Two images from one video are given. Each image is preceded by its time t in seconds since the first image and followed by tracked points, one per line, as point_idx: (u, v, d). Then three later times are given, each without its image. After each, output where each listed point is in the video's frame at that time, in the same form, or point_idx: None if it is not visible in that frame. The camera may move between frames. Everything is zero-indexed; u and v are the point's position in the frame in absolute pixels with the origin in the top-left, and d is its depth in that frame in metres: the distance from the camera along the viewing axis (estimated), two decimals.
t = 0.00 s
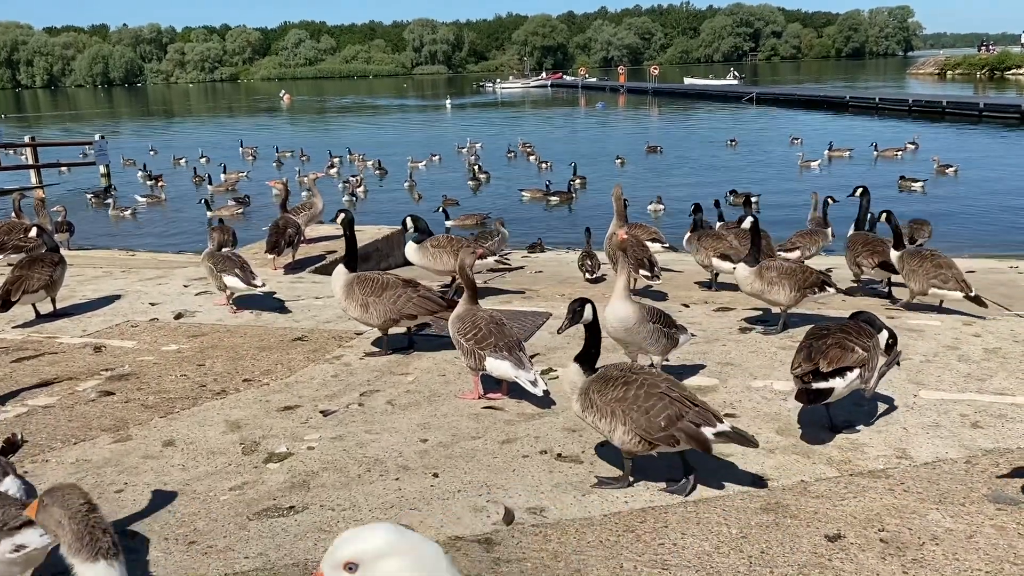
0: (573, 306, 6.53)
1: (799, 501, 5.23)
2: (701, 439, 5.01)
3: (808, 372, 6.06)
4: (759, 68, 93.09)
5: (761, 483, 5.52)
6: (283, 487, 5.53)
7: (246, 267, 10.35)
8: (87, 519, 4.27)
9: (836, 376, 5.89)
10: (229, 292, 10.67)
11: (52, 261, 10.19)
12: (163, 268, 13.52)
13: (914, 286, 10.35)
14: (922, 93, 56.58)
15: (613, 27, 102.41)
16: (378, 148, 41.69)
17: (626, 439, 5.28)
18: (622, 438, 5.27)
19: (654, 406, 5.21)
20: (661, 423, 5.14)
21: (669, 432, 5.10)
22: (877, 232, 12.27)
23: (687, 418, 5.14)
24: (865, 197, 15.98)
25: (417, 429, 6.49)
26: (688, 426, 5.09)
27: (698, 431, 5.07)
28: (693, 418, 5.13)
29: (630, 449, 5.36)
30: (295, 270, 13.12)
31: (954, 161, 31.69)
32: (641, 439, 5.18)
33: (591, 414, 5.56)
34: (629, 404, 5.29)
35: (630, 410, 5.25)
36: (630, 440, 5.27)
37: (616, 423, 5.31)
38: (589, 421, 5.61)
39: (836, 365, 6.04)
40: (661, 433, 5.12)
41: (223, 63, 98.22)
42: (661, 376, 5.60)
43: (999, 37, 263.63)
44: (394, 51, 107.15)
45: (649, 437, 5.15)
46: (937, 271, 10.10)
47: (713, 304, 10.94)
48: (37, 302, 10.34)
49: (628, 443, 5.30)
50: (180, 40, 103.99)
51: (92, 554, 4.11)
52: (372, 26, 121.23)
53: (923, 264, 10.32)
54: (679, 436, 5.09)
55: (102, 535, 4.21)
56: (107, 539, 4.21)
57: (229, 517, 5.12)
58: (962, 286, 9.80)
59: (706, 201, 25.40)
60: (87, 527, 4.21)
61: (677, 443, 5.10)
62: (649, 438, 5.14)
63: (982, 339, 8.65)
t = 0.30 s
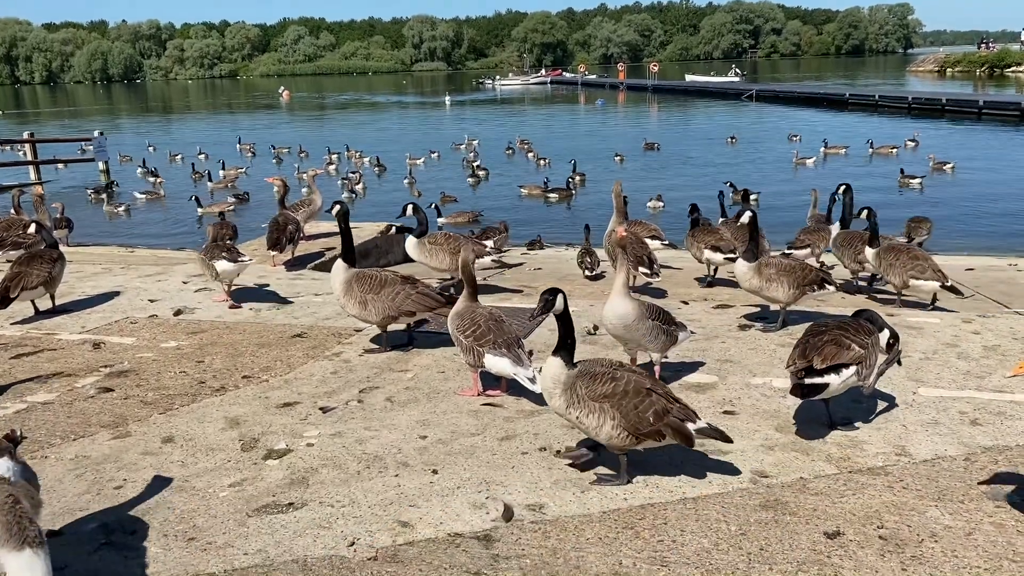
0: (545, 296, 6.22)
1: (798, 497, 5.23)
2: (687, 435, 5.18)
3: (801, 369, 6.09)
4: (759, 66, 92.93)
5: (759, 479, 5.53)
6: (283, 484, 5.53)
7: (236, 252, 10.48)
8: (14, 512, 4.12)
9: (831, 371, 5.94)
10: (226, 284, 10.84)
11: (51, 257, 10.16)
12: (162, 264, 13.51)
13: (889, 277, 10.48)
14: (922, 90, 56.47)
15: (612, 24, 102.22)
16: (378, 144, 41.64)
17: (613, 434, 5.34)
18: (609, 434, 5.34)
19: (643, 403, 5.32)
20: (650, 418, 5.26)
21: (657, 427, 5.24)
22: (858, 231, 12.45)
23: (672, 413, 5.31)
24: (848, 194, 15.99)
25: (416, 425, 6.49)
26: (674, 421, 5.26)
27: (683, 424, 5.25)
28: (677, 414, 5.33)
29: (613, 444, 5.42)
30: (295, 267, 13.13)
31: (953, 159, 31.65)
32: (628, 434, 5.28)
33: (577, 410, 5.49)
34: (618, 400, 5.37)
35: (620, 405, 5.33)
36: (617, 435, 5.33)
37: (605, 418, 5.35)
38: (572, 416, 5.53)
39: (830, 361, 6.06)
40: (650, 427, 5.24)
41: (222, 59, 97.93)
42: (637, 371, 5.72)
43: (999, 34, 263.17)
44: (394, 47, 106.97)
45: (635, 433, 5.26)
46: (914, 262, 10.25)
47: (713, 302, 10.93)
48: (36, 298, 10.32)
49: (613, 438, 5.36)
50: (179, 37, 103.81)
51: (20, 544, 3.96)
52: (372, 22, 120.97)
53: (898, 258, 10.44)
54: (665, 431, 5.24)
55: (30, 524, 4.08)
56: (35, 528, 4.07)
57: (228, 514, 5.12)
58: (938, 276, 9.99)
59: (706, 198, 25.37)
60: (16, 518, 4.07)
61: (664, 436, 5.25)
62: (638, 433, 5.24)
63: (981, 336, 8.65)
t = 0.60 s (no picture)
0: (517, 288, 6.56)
1: (798, 495, 5.24)
2: (659, 417, 5.34)
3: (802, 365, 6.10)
4: (759, 63, 92.80)
5: (758, 476, 5.53)
6: (282, 480, 5.53)
7: (231, 247, 10.57)
8: None
9: (830, 368, 5.92)
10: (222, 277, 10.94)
11: (50, 253, 10.15)
12: (161, 260, 13.50)
13: (883, 274, 10.58)
14: (922, 87, 56.33)
15: (612, 21, 102.05)
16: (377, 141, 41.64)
17: (589, 423, 5.40)
18: (584, 423, 5.40)
19: (615, 391, 5.41)
20: (623, 404, 5.36)
21: (631, 412, 5.34)
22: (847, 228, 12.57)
23: (642, 398, 5.44)
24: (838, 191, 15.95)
25: (416, 422, 6.49)
26: (645, 405, 5.39)
27: (653, 408, 5.40)
28: (647, 398, 5.46)
29: (588, 433, 5.48)
30: (295, 264, 13.13)
31: (952, 156, 31.64)
32: (602, 421, 5.37)
33: (551, 401, 5.48)
34: (591, 388, 5.44)
35: (594, 393, 5.40)
36: (593, 423, 5.40)
37: (579, 407, 5.39)
38: (546, 408, 5.52)
39: (829, 357, 6.04)
40: (623, 413, 5.34)
41: (222, 56, 97.85)
42: (603, 359, 5.81)
43: (999, 32, 262.62)
44: (394, 44, 106.81)
45: (609, 421, 5.36)
46: (909, 261, 10.41)
47: (712, 298, 10.94)
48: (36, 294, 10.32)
49: (588, 426, 5.42)
50: (178, 33, 103.69)
51: None
52: (372, 19, 120.84)
53: (893, 255, 10.56)
54: (638, 416, 5.36)
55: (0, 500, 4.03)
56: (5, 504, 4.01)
57: (227, 510, 5.12)
58: (931, 278, 10.25)
59: (705, 195, 25.36)
60: None
61: (636, 422, 5.36)
62: (613, 420, 5.34)
63: (981, 334, 8.65)
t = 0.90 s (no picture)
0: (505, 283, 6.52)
1: (797, 492, 5.24)
2: (644, 404, 5.32)
3: (802, 364, 6.09)
4: (760, 60, 92.65)
5: (758, 473, 5.53)
6: (281, 477, 5.53)
7: (227, 247, 10.60)
8: None
9: (830, 367, 5.93)
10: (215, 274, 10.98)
11: (49, 250, 10.14)
12: (161, 257, 13.49)
13: (867, 268, 10.72)
14: (923, 85, 56.23)
15: (613, 18, 101.83)
16: (377, 138, 41.60)
17: (576, 413, 5.40)
18: (571, 414, 5.41)
19: (599, 380, 5.42)
20: (607, 393, 5.36)
21: (616, 401, 5.32)
22: (839, 224, 12.64)
23: (628, 386, 5.44)
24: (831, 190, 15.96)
25: (415, 419, 6.49)
26: (631, 394, 5.38)
27: (640, 397, 5.36)
28: (632, 386, 5.45)
29: (577, 426, 5.48)
30: (295, 260, 13.13)
31: (952, 154, 31.60)
32: (588, 411, 5.37)
33: (537, 395, 5.55)
34: (574, 379, 5.45)
35: (577, 383, 5.41)
36: (580, 414, 5.40)
37: (564, 399, 5.42)
38: (532, 402, 5.59)
39: (830, 356, 6.04)
40: (608, 402, 5.33)
41: (222, 52, 97.73)
42: (592, 352, 5.82)
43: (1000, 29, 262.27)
44: (394, 40, 106.59)
45: (595, 410, 5.34)
46: (891, 252, 10.53)
47: (712, 296, 10.93)
48: (36, 290, 10.31)
49: (576, 418, 5.43)
50: (179, 28, 103.41)
51: None
52: (372, 15, 120.56)
53: (875, 249, 10.68)
54: (624, 404, 5.33)
55: None
56: None
57: (227, 507, 5.12)
58: (915, 264, 10.35)
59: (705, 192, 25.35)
60: None
61: (623, 410, 5.33)
62: (599, 409, 5.32)
63: (980, 331, 8.66)
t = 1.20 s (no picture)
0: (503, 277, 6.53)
1: (797, 489, 5.24)
2: (640, 401, 5.31)
3: (801, 362, 6.09)
4: (760, 57, 92.56)
5: (758, 470, 5.53)
6: (281, 472, 5.54)
7: (217, 246, 10.64)
8: None
9: (829, 364, 5.91)
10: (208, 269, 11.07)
11: (49, 245, 10.13)
12: (160, 253, 13.48)
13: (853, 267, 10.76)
14: (923, 82, 56.17)
15: (613, 14, 101.73)
16: (377, 134, 41.59)
17: (571, 409, 5.40)
18: (565, 409, 5.41)
19: (593, 376, 5.42)
20: (602, 389, 5.35)
21: (610, 397, 5.33)
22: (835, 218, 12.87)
23: (623, 383, 5.43)
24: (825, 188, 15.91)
25: (415, 415, 6.49)
26: (627, 390, 5.37)
27: (635, 394, 5.35)
28: (628, 383, 5.45)
29: (572, 421, 5.48)
30: (295, 256, 13.12)
31: (953, 151, 31.55)
32: (582, 407, 5.37)
33: (532, 390, 5.57)
34: (570, 373, 5.46)
35: (572, 379, 5.41)
36: (575, 410, 5.40)
37: (559, 394, 5.42)
38: (528, 397, 5.61)
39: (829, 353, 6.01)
40: (603, 399, 5.32)
41: (222, 48, 97.65)
42: (589, 349, 5.83)
43: (1001, 26, 261.88)
44: (394, 36, 106.53)
45: (589, 406, 5.34)
46: (875, 253, 10.50)
47: (712, 293, 10.91)
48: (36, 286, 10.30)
49: (571, 413, 5.43)
50: (179, 24, 103.32)
51: None
52: (373, 11, 120.45)
53: (861, 248, 10.71)
54: (619, 401, 5.34)
55: None
56: None
57: (227, 502, 5.12)
58: (897, 267, 10.22)
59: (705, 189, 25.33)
60: None
61: (618, 407, 5.33)
62: (594, 405, 5.32)
63: (981, 329, 8.66)
